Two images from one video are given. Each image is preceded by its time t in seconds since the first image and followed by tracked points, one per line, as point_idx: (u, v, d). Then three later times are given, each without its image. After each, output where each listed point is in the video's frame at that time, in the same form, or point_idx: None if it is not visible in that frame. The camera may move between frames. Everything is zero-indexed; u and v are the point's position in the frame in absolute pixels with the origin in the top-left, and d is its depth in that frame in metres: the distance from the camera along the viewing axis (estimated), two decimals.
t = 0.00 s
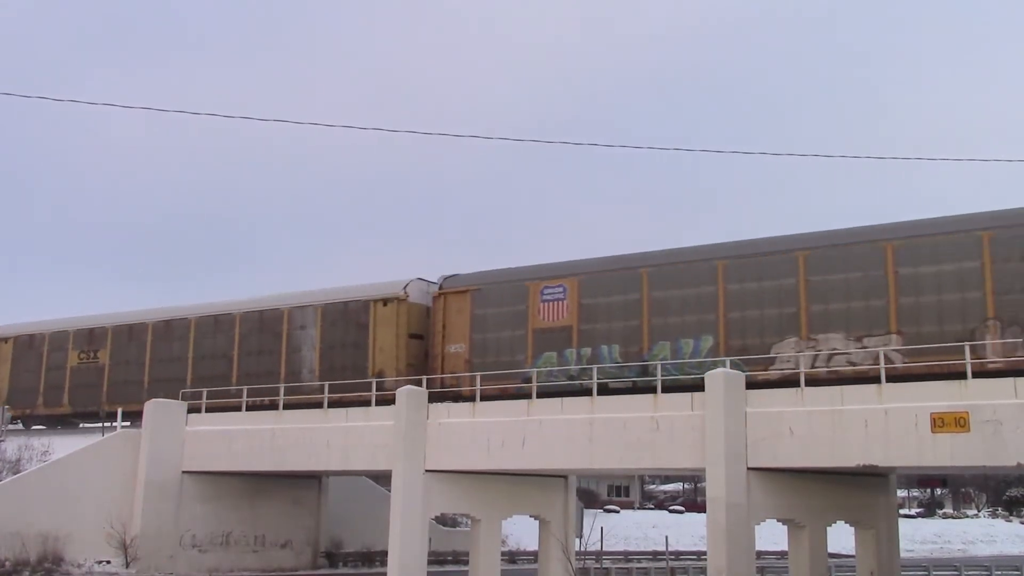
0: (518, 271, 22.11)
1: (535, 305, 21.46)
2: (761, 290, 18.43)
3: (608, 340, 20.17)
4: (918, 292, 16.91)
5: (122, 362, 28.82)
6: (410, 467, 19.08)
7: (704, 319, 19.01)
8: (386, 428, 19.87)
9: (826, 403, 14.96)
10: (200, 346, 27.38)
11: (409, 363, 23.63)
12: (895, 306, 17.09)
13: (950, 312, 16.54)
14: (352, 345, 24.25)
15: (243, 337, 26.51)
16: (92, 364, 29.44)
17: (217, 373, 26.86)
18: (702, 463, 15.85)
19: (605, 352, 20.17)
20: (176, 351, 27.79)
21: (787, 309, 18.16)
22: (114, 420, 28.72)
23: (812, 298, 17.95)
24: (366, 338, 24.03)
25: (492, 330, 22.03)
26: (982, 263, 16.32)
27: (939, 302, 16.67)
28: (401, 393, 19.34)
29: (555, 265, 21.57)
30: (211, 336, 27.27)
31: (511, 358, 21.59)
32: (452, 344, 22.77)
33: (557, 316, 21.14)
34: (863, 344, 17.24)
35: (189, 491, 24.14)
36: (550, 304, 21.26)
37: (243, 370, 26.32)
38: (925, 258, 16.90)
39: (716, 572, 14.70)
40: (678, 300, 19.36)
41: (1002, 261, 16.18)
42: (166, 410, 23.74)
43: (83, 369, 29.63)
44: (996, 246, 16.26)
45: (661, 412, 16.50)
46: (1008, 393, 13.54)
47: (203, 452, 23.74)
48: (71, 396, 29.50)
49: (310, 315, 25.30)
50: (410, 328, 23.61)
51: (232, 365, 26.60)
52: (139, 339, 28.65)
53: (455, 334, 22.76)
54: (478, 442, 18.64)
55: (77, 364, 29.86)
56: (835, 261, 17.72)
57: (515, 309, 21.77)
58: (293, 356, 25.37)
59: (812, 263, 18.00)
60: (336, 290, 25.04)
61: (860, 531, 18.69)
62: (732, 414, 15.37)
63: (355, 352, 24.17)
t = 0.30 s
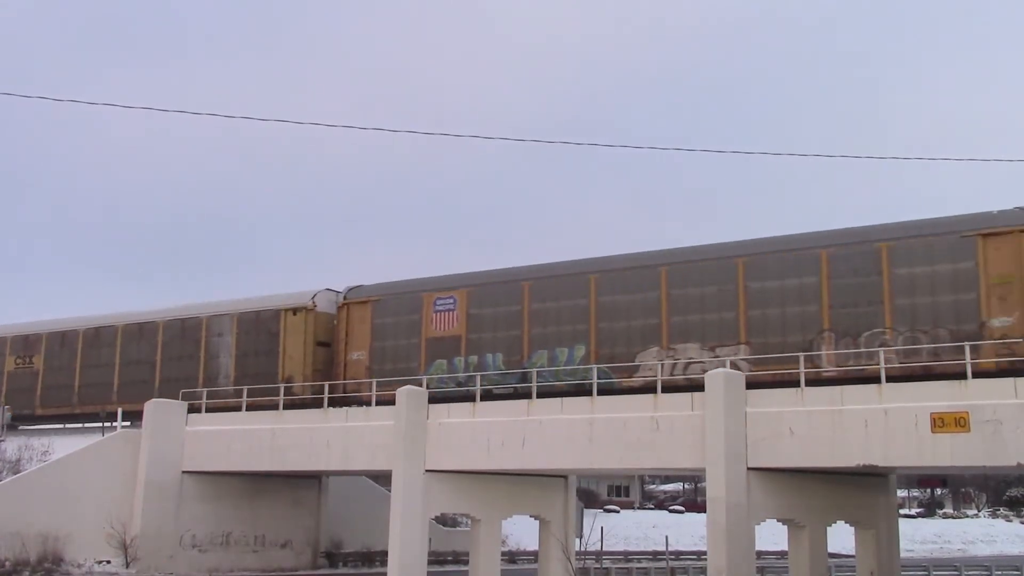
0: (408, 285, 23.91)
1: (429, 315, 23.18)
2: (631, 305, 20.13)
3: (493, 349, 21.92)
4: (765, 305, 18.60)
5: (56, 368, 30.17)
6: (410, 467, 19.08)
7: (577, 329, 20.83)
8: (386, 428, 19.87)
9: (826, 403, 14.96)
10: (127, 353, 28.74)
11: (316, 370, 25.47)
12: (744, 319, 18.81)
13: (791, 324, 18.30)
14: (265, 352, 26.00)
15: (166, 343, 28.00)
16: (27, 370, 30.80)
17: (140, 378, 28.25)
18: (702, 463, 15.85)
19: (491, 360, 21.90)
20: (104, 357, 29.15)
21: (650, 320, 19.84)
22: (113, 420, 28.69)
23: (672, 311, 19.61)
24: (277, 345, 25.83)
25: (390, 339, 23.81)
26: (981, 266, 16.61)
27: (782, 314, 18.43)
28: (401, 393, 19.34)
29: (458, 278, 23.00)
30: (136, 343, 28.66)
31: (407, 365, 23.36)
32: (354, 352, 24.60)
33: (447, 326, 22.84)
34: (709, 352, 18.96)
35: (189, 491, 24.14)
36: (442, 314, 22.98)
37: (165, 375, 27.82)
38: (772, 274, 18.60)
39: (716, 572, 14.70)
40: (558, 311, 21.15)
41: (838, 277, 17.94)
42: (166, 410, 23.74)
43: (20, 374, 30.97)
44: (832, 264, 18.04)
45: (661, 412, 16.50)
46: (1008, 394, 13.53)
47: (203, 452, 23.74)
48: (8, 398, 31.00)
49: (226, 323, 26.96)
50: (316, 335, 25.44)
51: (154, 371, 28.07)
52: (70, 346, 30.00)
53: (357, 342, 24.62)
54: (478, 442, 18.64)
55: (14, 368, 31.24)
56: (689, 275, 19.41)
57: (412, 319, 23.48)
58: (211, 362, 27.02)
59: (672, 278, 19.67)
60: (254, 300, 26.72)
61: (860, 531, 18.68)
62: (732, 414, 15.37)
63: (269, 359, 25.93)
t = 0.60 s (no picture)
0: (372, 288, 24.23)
1: (334, 325, 24.74)
2: (514, 315, 21.66)
3: (390, 356, 23.45)
4: (631, 317, 20.10)
5: None
6: (411, 466, 19.08)
7: (468, 338, 22.18)
8: (385, 428, 19.87)
9: (826, 402, 14.95)
10: (59, 359, 29.83)
11: (232, 375, 27.00)
12: (613, 329, 20.31)
13: (654, 334, 19.76)
14: (185, 358, 27.34)
15: (94, 349, 29.16)
16: None
17: (69, 383, 29.36)
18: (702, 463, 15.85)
19: (388, 367, 23.42)
20: (36, 363, 30.25)
21: (530, 330, 21.40)
22: (113, 420, 28.64)
23: (550, 321, 21.14)
24: (197, 351, 27.22)
25: (298, 347, 25.45)
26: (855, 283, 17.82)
27: (647, 325, 19.90)
28: (401, 393, 19.34)
29: (441, 280, 23.08)
30: (66, 349, 29.77)
31: (313, 371, 24.92)
32: (268, 359, 26.11)
33: (350, 334, 24.40)
34: (579, 360, 20.55)
35: (189, 491, 24.14)
36: (345, 324, 24.52)
37: (94, 381, 28.94)
38: (638, 288, 20.11)
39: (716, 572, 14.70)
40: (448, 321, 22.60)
41: (693, 292, 19.45)
42: (166, 410, 23.73)
43: None
44: (690, 279, 19.52)
45: (661, 412, 16.50)
46: (1008, 394, 13.53)
47: (203, 453, 23.73)
48: None
49: (150, 329, 28.20)
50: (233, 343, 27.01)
51: (81, 376, 29.22)
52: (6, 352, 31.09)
53: (268, 348, 26.14)
54: (478, 442, 18.64)
55: None
56: (568, 288, 20.97)
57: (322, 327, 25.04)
58: (134, 368, 28.22)
59: (550, 291, 21.22)
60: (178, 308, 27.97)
61: (860, 531, 18.68)
62: (732, 414, 15.37)
63: (188, 364, 27.30)
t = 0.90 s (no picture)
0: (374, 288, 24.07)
1: (249, 332, 26.44)
2: (408, 324, 23.16)
3: (298, 362, 25.12)
4: (514, 327, 21.59)
5: None
6: (411, 466, 19.09)
7: (366, 347, 23.91)
8: (385, 428, 19.87)
9: (826, 402, 14.95)
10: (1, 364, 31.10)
11: (155, 380, 28.18)
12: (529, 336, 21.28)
13: (533, 342, 21.28)
14: (110, 363, 28.64)
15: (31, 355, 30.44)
16: None
17: (8, 388, 30.69)
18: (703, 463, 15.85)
19: (297, 373, 25.09)
20: None
21: (424, 338, 22.90)
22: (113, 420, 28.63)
23: (502, 325, 21.73)
24: (122, 357, 28.50)
25: (216, 353, 27.03)
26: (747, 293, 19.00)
27: (527, 333, 21.45)
28: (401, 393, 19.33)
29: (441, 280, 22.93)
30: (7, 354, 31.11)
31: (229, 376, 26.58)
32: (190, 365, 27.53)
33: (263, 341, 26.05)
34: (465, 368, 21.99)
35: (189, 491, 24.14)
36: (259, 331, 26.20)
37: (31, 385, 30.24)
38: (520, 299, 21.63)
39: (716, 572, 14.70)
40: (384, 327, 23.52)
41: (570, 303, 20.97)
42: (166, 410, 23.73)
43: None
44: (567, 291, 21.07)
45: (662, 412, 16.50)
46: (1008, 394, 13.53)
47: (203, 453, 23.73)
48: None
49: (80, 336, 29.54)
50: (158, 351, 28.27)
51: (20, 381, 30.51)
52: None
53: (189, 354, 27.65)
54: (478, 442, 18.64)
55: None
56: (519, 293, 21.64)
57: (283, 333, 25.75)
58: (66, 373, 29.53)
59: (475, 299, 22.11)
60: (101, 316, 29.32)
61: (860, 531, 18.68)
62: (732, 414, 15.37)
63: (112, 370, 28.59)
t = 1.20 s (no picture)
0: (378, 287, 25.10)
1: (171, 339, 28.76)
2: (315, 333, 25.88)
3: (216, 368, 27.67)
4: (410, 335, 24.15)
5: None
6: (411, 466, 19.09)
7: (277, 354, 26.54)
8: (385, 428, 19.87)
9: (826, 402, 14.96)
10: None
11: (85, 384, 30.21)
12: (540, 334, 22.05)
13: (427, 350, 23.79)
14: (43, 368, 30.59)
15: None
16: None
17: None
18: (702, 463, 15.84)
19: (213, 378, 27.60)
20: None
21: (431, 338, 23.79)
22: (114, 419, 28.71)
23: (500, 325, 22.70)
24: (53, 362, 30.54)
25: (140, 359, 29.32)
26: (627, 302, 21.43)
27: (422, 341, 23.96)
28: (401, 393, 19.34)
29: (440, 281, 24.04)
30: None
31: (152, 381, 28.85)
32: (116, 370, 29.76)
33: (183, 348, 28.42)
34: (366, 375, 24.58)
35: (189, 491, 24.14)
36: (180, 339, 28.53)
37: None
38: (413, 309, 24.20)
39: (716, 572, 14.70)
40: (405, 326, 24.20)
41: (460, 312, 23.39)
42: (166, 410, 23.72)
43: None
44: (456, 303, 23.49)
45: (662, 412, 16.50)
46: (1008, 394, 13.55)
47: (203, 453, 23.73)
48: None
49: (16, 344, 31.54)
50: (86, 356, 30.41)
51: None
52: None
53: (116, 360, 29.88)
54: (479, 442, 18.64)
55: None
56: (414, 304, 24.17)
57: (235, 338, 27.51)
58: (4, 378, 31.42)
59: (458, 300, 23.46)
60: (33, 323, 31.27)
61: (860, 531, 18.68)
62: (732, 414, 15.37)
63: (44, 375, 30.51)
